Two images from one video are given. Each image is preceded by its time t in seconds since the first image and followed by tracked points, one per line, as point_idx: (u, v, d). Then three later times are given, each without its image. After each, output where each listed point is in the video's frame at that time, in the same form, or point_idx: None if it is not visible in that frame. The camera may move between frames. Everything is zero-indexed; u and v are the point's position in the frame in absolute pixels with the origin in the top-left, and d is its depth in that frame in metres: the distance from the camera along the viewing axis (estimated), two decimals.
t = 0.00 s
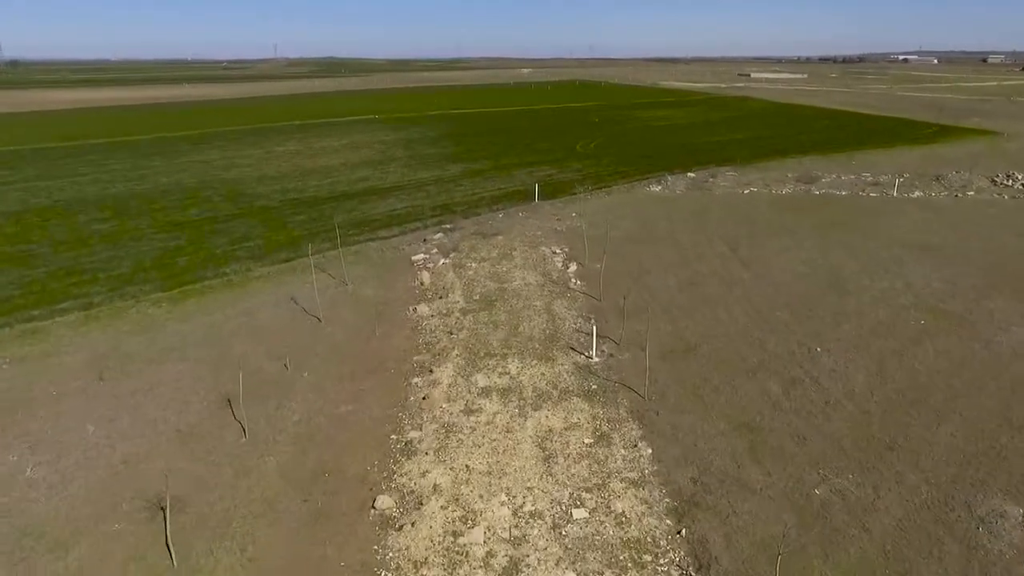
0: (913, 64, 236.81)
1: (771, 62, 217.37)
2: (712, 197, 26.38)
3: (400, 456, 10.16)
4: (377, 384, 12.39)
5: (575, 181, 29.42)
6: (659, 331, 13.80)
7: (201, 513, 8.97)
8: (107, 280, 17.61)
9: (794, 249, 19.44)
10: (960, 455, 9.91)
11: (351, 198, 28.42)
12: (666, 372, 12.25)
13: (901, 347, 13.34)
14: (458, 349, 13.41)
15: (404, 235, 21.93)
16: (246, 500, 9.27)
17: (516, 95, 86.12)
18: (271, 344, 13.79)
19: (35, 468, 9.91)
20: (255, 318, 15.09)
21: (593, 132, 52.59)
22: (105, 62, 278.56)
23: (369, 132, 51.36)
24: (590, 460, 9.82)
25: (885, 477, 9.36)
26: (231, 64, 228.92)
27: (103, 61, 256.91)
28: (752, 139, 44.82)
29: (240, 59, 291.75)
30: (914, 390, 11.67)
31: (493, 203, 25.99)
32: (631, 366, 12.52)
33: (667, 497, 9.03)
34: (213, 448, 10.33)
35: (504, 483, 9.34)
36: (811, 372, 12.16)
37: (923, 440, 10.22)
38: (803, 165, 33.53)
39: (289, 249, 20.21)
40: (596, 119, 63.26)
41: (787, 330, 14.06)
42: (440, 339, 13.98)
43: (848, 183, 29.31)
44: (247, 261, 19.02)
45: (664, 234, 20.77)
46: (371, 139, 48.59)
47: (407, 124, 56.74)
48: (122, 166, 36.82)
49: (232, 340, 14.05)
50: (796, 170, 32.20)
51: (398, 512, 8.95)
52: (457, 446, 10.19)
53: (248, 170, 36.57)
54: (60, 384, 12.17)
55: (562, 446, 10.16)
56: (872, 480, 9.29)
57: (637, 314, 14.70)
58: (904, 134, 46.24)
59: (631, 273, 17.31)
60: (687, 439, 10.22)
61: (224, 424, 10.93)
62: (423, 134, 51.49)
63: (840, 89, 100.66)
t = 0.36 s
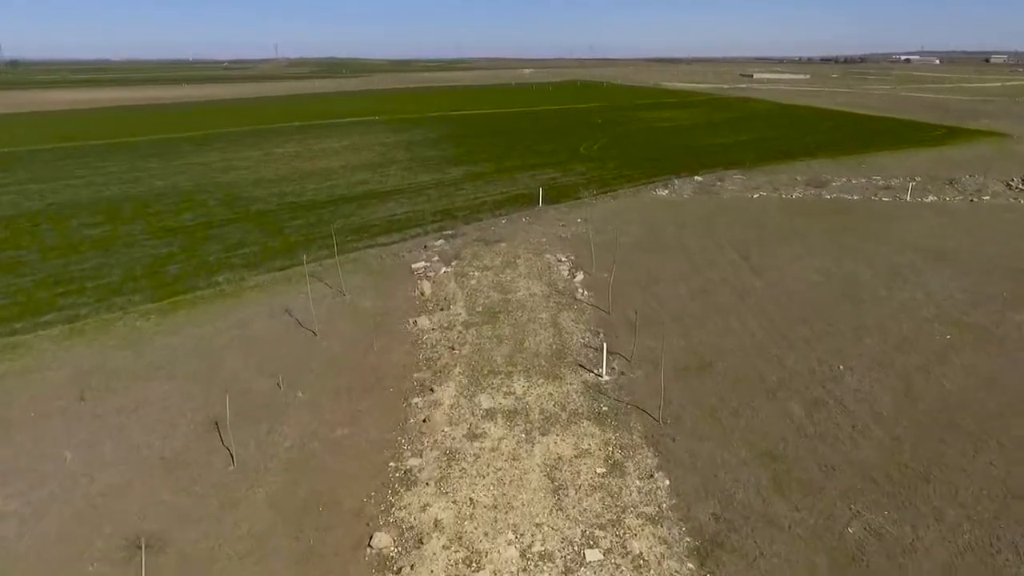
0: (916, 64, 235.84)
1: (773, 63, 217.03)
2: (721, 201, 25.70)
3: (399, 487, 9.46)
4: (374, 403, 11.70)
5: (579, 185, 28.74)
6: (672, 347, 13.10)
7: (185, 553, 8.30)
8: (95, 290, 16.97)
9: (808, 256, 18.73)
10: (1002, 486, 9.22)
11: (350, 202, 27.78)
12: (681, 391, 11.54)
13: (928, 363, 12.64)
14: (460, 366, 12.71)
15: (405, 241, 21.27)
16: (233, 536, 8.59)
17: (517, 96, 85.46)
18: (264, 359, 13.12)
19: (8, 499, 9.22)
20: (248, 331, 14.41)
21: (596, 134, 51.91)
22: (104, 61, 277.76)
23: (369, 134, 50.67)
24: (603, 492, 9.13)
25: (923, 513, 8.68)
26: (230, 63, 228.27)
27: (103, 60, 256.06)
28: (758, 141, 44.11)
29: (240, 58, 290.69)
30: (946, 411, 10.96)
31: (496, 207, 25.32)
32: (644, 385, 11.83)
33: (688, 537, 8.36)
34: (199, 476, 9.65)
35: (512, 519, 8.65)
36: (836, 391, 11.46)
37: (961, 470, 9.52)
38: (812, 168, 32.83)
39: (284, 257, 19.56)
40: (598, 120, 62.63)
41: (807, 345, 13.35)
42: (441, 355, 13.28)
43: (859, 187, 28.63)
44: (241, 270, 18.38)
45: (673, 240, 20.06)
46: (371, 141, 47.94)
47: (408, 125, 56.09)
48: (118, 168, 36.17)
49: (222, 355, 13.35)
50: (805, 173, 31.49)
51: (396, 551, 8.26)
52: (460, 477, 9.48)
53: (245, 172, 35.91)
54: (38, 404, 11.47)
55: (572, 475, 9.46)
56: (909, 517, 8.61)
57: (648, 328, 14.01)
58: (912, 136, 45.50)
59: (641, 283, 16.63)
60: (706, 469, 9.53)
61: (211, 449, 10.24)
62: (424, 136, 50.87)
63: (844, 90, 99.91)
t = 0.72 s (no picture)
0: (920, 65, 234.65)
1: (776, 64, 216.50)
2: (731, 207, 25.05)
3: (400, 520, 8.81)
4: (374, 425, 11.06)
5: (585, 189, 28.10)
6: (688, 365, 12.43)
7: None
8: (83, 302, 16.43)
9: (824, 266, 18.06)
10: None
11: (350, 208, 27.18)
12: (700, 413, 10.86)
13: (959, 381, 11.95)
14: (464, 386, 12.06)
15: (407, 249, 20.67)
16: None
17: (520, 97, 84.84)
18: (258, 377, 12.50)
19: None
20: (241, 347, 13.81)
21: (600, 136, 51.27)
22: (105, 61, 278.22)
23: (371, 136, 50.06)
24: (620, 528, 8.45)
25: (969, 553, 8.01)
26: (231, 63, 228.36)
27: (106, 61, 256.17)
28: (766, 143, 43.43)
29: (242, 59, 290.90)
30: (983, 436, 10.28)
31: (500, 213, 24.69)
32: (659, 405, 11.16)
33: None
34: (186, 509, 9.03)
35: (522, 560, 7.98)
36: (863, 413, 10.80)
37: (1006, 504, 8.84)
38: (822, 172, 32.15)
39: (281, 266, 18.98)
40: (602, 121, 62.05)
41: (829, 361, 12.68)
42: (445, 374, 12.62)
43: (872, 190, 27.94)
44: (236, 280, 17.80)
45: (683, 249, 19.43)
46: (372, 143, 47.34)
47: (410, 127, 55.48)
48: (114, 171, 35.63)
49: (214, 372, 12.73)
50: (815, 177, 30.82)
51: None
52: (466, 511, 8.82)
53: (244, 176, 35.35)
54: (17, 427, 10.87)
55: (587, 509, 8.78)
56: (953, 558, 7.94)
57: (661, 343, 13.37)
58: (922, 138, 44.78)
59: (651, 295, 15.99)
60: (730, 502, 8.87)
61: (199, 479, 9.59)
62: (426, 138, 50.28)
63: (849, 91, 99.19)
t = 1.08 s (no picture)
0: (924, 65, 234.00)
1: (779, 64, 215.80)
2: (742, 212, 24.40)
3: (404, 559, 8.17)
4: (376, 450, 10.43)
5: (592, 193, 27.49)
6: (707, 383, 11.79)
7: None
8: (73, 314, 15.93)
9: (843, 274, 17.39)
10: None
11: (351, 213, 26.64)
12: (722, 436, 10.22)
13: (995, 401, 11.27)
14: (471, 406, 11.41)
15: (409, 257, 20.08)
16: None
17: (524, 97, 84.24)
18: (254, 397, 11.92)
19: None
20: (236, 363, 13.25)
21: (605, 138, 50.70)
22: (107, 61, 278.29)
23: (373, 138, 49.45)
24: (642, 569, 7.82)
25: None
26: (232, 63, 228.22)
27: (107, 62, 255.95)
28: (773, 145, 42.78)
29: (244, 59, 290.87)
30: None
31: (505, 218, 24.09)
32: (678, 428, 10.52)
33: None
34: (174, 546, 8.45)
35: None
36: (896, 437, 10.16)
37: None
38: (834, 175, 31.47)
39: (279, 275, 18.42)
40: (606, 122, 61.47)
41: (856, 379, 12.01)
42: (451, 393, 11.98)
43: (886, 194, 27.27)
44: (233, 290, 17.26)
45: (695, 257, 18.81)
46: (374, 144, 46.80)
47: (412, 128, 54.92)
48: (111, 174, 35.13)
49: (208, 391, 12.16)
50: (826, 180, 30.17)
51: None
52: (475, 549, 8.18)
53: (243, 178, 34.82)
54: None
55: (605, 546, 8.14)
56: None
57: (677, 360, 12.74)
58: (932, 140, 44.09)
59: (664, 306, 15.37)
60: (759, 540, 8.23)
61: (189, 512, 9.00)
62: (429, 139, 49.73)
63: (854, 92, 98.46)
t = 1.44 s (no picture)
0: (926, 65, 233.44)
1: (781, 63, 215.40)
2: (755, 218, 23.71)
3: None
4: (380, 480, 9.73)
5: (600, 198, 26.80)
6: (733, 406, 11.07)
7: None
8: (63, 326, 15.23)
9: (867, 284, 16.65)
10: None
11: (353, 219, 25.97)
12: (754, 467, 9.50)
13: None
14: (483, 431, 10.69)
15: (413, 265, 19.38)
16: None
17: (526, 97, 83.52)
18: (251, 418, 11.21)
19: None
20: (232, 380, 12.53)
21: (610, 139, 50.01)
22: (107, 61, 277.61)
23: (374, 139, 48.76)
24: None
25: None
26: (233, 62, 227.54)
27: (106, 62, 254.42)
28: (782, 148, 42.11)
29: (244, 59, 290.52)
30: None
31: (512, 224, 23.39)
32: (706, 457, 9.80)
33: None
34: None
35: None
36: (941, 468, 9.45)
37: None
38: (846, 179, 30.73)
39: (279, 284, 17.73)
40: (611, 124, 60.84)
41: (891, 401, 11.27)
42: (461, 416, 11.27)
43: (902, 198, 26.55)
44: (230, 300, 16.58)
45: (711, 266, 18.08)
46: (376, 146, 46.14)
47: (414, 129, 54.26)
48: (108, 176, 34.45)
49: (202, 412, 11.45)
50: (839, 184, 29.47)
51: None
52: None
53: (243, 181, 34.14)
54: None
55: None
56: None
57: (698, 378, 12.03)
58: (944, 142, 43.36)
59: (682, 318, 14.66)
60: None
61: (179, 553, 8.29)
62: (431, 141, 49.08)
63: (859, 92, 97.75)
